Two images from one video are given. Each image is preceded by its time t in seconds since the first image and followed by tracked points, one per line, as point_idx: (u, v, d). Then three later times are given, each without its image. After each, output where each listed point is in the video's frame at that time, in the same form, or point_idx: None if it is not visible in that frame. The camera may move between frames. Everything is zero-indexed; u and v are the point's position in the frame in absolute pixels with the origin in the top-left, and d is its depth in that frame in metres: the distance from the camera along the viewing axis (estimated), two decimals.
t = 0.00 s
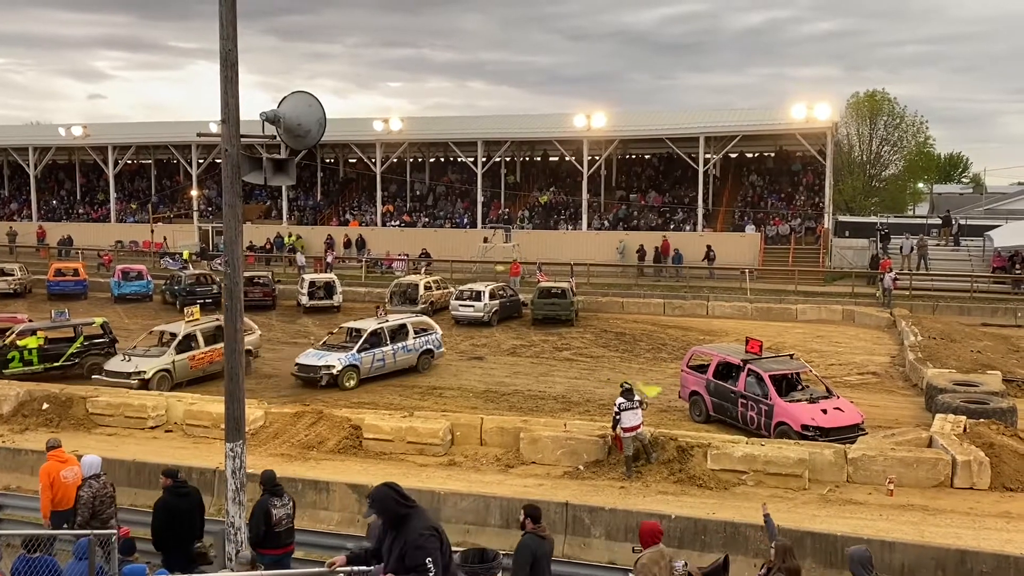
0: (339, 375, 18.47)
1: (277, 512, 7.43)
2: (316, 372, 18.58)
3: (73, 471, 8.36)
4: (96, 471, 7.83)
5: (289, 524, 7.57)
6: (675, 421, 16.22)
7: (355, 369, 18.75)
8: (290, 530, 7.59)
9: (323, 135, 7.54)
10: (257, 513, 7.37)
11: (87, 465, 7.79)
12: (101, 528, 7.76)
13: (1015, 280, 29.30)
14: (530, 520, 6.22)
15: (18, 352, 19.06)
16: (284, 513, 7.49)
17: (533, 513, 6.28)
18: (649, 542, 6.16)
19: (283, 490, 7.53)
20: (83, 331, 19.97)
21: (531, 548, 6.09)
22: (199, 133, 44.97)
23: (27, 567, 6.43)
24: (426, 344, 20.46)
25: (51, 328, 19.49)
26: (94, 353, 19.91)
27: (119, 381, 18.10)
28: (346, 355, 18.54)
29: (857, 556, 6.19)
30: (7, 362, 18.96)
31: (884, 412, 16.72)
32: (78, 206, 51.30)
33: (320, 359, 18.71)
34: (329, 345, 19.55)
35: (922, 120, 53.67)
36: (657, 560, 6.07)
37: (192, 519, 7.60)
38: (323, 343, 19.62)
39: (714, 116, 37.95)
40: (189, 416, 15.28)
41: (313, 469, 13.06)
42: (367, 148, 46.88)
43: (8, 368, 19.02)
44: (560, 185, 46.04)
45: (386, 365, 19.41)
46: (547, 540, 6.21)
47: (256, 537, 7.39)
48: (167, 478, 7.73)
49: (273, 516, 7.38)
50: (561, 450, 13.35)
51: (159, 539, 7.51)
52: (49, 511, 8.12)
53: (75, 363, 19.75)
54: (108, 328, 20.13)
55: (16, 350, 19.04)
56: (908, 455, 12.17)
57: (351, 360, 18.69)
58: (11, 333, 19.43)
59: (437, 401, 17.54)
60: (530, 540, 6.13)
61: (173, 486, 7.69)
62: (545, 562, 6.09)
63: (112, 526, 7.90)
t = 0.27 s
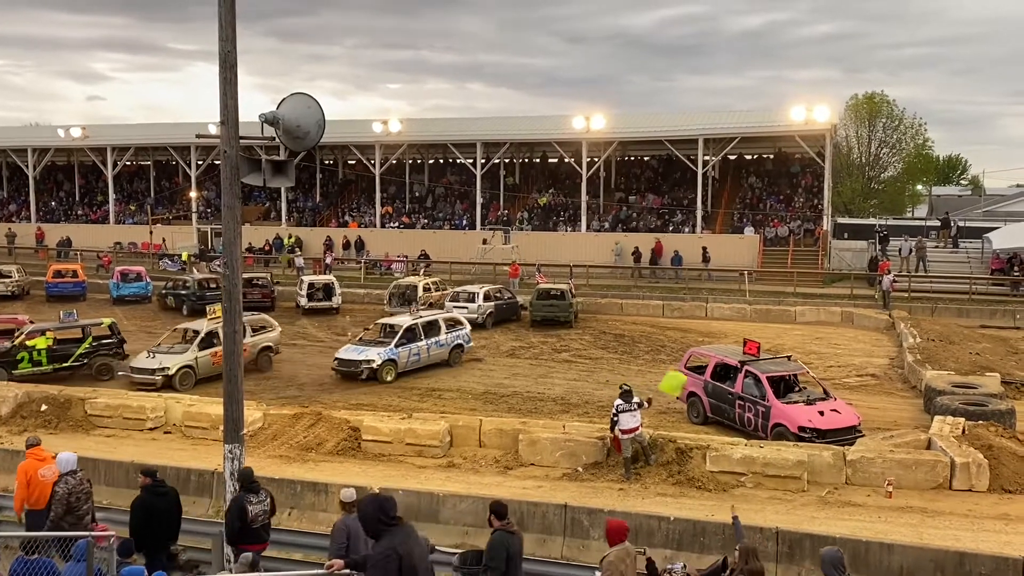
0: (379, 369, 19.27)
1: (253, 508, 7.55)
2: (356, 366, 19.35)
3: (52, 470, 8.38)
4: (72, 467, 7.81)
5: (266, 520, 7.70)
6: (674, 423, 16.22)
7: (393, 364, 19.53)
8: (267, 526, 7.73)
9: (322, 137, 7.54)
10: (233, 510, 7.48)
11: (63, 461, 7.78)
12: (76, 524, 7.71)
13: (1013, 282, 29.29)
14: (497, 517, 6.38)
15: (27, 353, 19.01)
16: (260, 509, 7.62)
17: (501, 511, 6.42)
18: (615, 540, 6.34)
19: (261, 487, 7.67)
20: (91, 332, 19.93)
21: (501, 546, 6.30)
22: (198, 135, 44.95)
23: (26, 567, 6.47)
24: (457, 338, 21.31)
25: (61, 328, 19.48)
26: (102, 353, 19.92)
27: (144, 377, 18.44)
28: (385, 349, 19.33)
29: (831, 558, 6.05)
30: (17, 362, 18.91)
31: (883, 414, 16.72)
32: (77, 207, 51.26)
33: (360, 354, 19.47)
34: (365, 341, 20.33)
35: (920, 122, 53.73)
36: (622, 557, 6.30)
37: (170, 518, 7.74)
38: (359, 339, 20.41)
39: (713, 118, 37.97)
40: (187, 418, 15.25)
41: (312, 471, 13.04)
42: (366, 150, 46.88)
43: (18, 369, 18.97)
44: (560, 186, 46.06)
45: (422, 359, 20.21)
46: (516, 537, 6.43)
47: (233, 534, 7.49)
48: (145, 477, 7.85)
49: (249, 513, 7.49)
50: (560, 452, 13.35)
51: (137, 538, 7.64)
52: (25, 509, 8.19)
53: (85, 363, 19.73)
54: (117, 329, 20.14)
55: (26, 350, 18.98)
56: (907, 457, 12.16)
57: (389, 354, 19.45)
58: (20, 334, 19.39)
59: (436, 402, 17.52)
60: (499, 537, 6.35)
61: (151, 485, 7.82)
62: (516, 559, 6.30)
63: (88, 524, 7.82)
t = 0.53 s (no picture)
0: (422, 362, 20.19)
1: (231, 508, 7.54)
2: (398, 359, 20.23)
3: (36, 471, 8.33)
4: (49, 469, 7.67)
5: (245, 520, 7.68)
6: (673, 424, 16.23)
7: (435, 358, 20.49)
8: (246, 526, 7.72)
9: (321, 138, 7.55)
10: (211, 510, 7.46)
11: (40, 463, 7.64)
12: (55, 525, 7.64)
13: (1012, 283, 29.30)
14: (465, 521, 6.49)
15: (43, 352, 18.96)
16: (238, 509, 7.59)
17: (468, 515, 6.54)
18: (582, 538, 6.55)
19: (238, 486, 7.63)
20: (105, 331, 19.91)
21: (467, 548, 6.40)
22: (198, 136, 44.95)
23: (23, 568, 6.60)
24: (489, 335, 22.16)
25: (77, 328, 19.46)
26: (117, 352, 19.90)
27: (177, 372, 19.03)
28: (428, 344, 20.26)
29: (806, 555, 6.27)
30: (33, 361, 18.85)
31: (881, 416, 16.73)
32: (76, 208, 51.24)
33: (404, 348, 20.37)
34: (405, 336, 21.23)
35: (919, 124, 53.80)
36: (591, 556, 6.51)
37: (147, 514, 7.74)
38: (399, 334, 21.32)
39: (712, 120, 37.98)
40: (186, 419, 15.24)
41: (311, 472, 13.03)
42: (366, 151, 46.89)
43: (33, 369, 18.92)
44: (559, 188, 46.07)
45: (460, 354, 21.18)
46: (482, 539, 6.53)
47: (211, 533, 7.49)
48: (124, 472, 7.81)
49: (227, 513, 7.47)
50: (559, 453, 13.35)
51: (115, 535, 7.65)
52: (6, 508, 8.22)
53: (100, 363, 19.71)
54: (132, 329, 20.13)
55: (42, 350, 18.94)
56: (906, 458, 12.16)
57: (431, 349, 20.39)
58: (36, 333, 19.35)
59: (436, 404, 17.51)
60: (465, 539, 6.45)
61: (129, 481, 7.79)
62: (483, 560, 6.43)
63: (67, 525, 7.76)
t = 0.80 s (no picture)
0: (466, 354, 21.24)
1: (213, 502, 7.89)
2: (444, 351, 21.18)
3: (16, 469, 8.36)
4: (28, 464, 7.67)
5: (223, 516, 8.01)
6: (671, 425, 16.23)
7: (476, 350, 21.49)
8: (224, 522, 8.04)
9: (321, 138, 7.54)
10: (194, 503, 7.81)
11: (18, 457, 7.63)
12: (30, 521, 7.61)
13: (1011, 286, 29.32)
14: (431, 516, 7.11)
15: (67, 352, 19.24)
16: (219, 504, 7.95)
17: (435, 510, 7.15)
18: (547, 534, 6.58)
19: (219, 480, 7.99)
20: (126, 331, 20.04)
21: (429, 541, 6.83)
22: (197, 136, 44.95)
23: (22, 568, 6.63)
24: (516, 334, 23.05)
25: (100, 327, 19.65)
26: (139, 351, 20.03)
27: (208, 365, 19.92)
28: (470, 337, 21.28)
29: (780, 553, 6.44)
30: (58, 361, 19.16)
31: (880, 418, 16.74)
32: (76, 209, 51.23)
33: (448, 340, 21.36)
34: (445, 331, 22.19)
35: (918, 126, 53.82)
36: (553, 551, 6.55)
37: (126, 510, 7.78)
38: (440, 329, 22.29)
39: (711, 121, 38.01)
40: (185, 419, 15.23)
41: (310, 473, 13.02)
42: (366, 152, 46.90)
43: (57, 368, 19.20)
44: (558, 189, 46.08)
45: (497, 347, 22.21)
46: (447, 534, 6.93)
47: (192, 528, 7.85)
48: (101, 471, 7.92)
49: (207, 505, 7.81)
50: (558, 455, 13.34)
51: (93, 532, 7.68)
52: None
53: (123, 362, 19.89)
54: (155, 328, 20.22)
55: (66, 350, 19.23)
56: (905, 460, 12.16)
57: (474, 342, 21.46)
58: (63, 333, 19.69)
59: (434, 405, 17.50)
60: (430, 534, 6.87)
61: (108, 478, 7.88)
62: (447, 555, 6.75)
63: (40, 522, 7.72)
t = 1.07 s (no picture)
0: (502, 348, 22.24)
1: (190, 500, 7.93)
2: (482, 345, 22.19)
3: None
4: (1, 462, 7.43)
5: (201, 512, 8.05)
6: (670, 426, 16.23)
7: (511, 345, 22.51)
8: (202, 519, 8.08)
9: (321, 139, 7.54)
10: (171, 502, 7.84)
11: None
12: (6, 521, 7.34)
13: (1011, 288, 29.34)
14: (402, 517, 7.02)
15: (99, 350, 19.51)
16: (197, 501, 7.99)
17: (405, 511, 7.07)
18: (515, 534, 6.67)
19: (194, 479, 8.00)
20: (156, 330, 20.36)
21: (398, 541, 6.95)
22: (197, 137, 44.93)
23: (20, 568, 6.65)
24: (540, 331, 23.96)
25: (131, 327, 19.95)
26: (168, 350, 20.42)
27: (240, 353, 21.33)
28: (506, 332, 22.29)
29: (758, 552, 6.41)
30: (89, 359, 19.45)
31: (879, 420, 16.74)
32: (75, 209, 51.22)
33: (484, 334, 22.34)
34: (479, 326, 23.15)
35: (918, 128, 53.88)
36: (519, 551, 6.69)
37: (103, 509, 7.75)
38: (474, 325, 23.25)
39: (711, 122, 38.03)
40: (184, 420, 15.22)
41: (309, 473, 13.01)
42: (365, 152, 46.91)
43: (89, 365, 19.50)
44: (558, 190, 46.08)
45: (527, 343, 23.20)
46: (417, 533, 7.05)
47: (169, 525, 7.85)
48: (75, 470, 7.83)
49: (185, 504, 7.87)
50: (557, 456, 13.33)
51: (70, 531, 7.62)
52: None
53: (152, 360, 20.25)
54: (183, 327, 20.57)
55: (97, 349, 19.50)
56: (904, 462, 12.17)
57: (509, 336, 22.51)
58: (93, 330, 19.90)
59: (434, 406, 17.50)
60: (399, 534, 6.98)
61: (82, 477, 7.79)
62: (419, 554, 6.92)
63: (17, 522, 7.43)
